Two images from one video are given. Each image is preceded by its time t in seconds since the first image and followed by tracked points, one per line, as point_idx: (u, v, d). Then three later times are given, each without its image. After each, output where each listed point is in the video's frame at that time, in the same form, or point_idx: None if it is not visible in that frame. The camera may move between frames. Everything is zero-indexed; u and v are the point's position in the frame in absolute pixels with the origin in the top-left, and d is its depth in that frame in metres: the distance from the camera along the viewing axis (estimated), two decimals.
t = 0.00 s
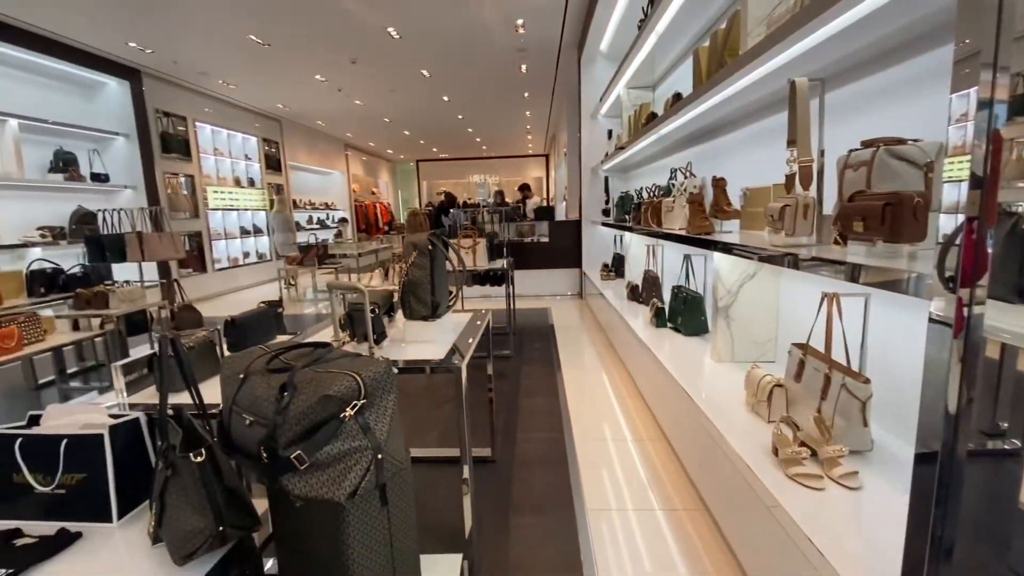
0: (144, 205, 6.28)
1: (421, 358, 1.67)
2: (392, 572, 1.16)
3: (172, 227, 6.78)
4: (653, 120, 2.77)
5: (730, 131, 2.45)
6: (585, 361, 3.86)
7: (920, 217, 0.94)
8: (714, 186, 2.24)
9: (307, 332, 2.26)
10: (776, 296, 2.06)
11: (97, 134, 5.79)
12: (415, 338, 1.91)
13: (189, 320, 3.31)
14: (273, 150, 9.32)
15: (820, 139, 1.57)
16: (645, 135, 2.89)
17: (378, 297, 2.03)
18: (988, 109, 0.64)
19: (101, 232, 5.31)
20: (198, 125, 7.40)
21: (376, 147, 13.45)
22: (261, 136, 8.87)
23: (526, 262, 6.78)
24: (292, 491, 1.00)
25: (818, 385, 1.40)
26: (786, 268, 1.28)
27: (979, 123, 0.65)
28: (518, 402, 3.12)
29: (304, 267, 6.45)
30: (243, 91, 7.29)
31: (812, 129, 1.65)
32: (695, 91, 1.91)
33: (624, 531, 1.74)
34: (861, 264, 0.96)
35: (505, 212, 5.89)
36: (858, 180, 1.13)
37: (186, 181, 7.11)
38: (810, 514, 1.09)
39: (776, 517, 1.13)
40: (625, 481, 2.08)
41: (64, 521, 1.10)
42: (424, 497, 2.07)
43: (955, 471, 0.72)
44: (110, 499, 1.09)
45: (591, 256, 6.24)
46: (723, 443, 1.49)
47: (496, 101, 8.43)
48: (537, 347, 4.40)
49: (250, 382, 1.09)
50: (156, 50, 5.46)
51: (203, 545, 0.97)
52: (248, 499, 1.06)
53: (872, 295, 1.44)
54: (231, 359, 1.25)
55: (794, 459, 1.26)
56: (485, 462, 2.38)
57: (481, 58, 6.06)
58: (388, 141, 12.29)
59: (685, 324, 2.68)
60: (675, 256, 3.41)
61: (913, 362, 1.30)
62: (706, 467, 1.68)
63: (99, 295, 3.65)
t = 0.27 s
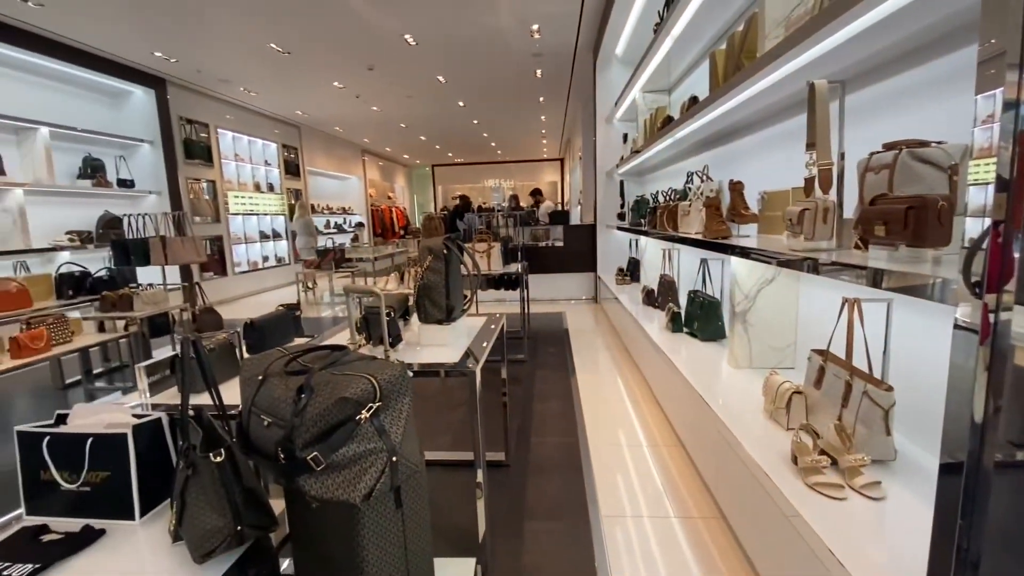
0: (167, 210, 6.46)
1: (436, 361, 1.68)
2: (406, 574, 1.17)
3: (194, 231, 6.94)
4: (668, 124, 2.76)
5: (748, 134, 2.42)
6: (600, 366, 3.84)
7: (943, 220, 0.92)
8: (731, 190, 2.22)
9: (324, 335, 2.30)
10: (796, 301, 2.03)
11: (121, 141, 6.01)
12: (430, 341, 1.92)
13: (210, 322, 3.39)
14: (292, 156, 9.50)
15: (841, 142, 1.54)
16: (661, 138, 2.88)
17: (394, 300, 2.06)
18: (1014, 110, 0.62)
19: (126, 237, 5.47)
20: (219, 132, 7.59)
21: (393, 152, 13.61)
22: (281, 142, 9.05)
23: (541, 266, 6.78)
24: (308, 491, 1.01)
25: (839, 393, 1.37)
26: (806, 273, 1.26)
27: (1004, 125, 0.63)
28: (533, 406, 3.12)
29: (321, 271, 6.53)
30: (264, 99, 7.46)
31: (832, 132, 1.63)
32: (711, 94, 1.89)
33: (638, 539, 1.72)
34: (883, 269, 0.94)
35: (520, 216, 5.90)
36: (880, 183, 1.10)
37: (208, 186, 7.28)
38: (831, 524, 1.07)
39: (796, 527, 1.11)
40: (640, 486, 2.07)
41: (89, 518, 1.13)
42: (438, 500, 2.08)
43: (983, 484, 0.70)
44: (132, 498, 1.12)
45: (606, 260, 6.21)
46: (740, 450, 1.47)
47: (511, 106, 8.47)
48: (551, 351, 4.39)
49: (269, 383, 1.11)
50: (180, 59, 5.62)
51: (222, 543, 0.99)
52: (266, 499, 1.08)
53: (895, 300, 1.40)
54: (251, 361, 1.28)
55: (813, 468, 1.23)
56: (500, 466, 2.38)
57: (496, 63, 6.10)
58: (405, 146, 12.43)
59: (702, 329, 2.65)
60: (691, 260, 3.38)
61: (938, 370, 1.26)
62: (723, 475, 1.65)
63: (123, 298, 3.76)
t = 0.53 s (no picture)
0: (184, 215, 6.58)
1: (446, 365, 1.69)
2: None
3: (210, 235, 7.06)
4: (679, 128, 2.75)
5: (760, 137, 2.40)
6: (611, 370, 3.82)
7: (959, 224, 0.91)
8: (743, 194, 2.20)
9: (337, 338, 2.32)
10: (809, 306, 2.00)
11: (140, 147, 6.14)
12: (441, 345, 1.93)
13: (225, 325, 3.44)
14: (305, 161, 9.63)
15: (855, 146, 1.53)
16: (672, 142, 2.87)
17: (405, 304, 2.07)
18: None
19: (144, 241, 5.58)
20: (235, 138, 7.72)
21: (405, 157, 13.73)
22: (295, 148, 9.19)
23: (551, 270, 6.78)
24: (320, 493, 1.02)
25: (853, 399, 1.35)
26: (820, 277, 1.25)
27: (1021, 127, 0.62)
28: (543, 411, 3.11)
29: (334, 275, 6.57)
30: (279, 105, 7.58)
31: (846, 136, 1.61)
32: (722, 98, 1.89)
33: (649, 545, 1.71)
34: (899, 274, 0.93)
35: (530, 220, 5.91)
36: (895, 187, 1.09)
37: (223, 191, 7.41)
38: (845, 533, 1.05)
39: (809, 535, 1.09)
40: (651, 492, 2.05)
41: (106, 517, 1.15)
42: (448, 504, 2.08)
43: (1003, 493, 0.69)
44: (148, 498, 1.15)
45: (617, 265, 6.18)
46: (753, 457, 1.45)
47: (522, 110, 8.50)
48: (561, 355, 4.38)
49: (282, 386, 1.13)
50: (197, 67, 5.74)
51: (235, 543, 1.00)
52: (278, 500, 1.09)
53: (911, 305, 1.38)
54: (265, 364, 1.30)
55: (827, 475, 1.21)
56: (509, 470, 2.38)
57: (507, 68, 6.14)
58: (416, 151, 12.53)
59: (713, 334, 2.63)
60: (703, 265, 3.35)
61: (956, 377, 1.24)
62: (735, 482, 1.63)
63: (140, 301, 3.82)
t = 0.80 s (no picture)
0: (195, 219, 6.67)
1: (454, 369, 1.69)
2: None
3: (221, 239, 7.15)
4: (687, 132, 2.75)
5: (769, 140, 2.39)
6: (618, 375, 3.80)
7: (972, 229, 0.90)
8: (752, 198, 2.19)
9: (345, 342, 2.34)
10: (819, 310, 1.98)
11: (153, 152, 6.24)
12: (448, 348, 1.94)
13: (235, 328, 3.48)
14: (315, 165, 9.72)
15: (865, 149, 1.52)
16: (680, 146, 2.87)
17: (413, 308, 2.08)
18: None
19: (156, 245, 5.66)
20: (245, 143, 7.82)
21: (413, 161, 13.81)
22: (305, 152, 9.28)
23: (559, 274, 6.77)
24: (328, 495, 1.03)
25: (864, 405, 1.34)
26: (830, 282, 1.24)
27: None
28: (550, 415, 3.10)
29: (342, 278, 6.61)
30: (289, 110, 7.67)
31: (856, 139, 1.60)
32: (731, 102, 1.88)
33: (657, 552, 1.69)
34: (911, 278, 0.92)
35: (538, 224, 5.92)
36: (905, 191, 1.08)
37: (234, 196, 7.50)
38: (856, 541, 1.03)
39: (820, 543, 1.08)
40: (658, 498, 2.03)
41: (117, 518, 1.16)
42: (455, 508, 2.08)
43: (1018, 502, 0.67)
44: (158, 500, 1.16)
45: (625, 268, 6.16)
46: (762, 463, 1.43)
47: (529, 114, 8.53)
48: (569, 359, 4.37)
49: (290, 389, 1.14)
50: (210, 73, 5.83)
51: (243, 546, 1.01)
52: (286, 502, 1.10)
53: (923, 310, 1.36)
54: (274, 367, 1.31)
55: (838, 482, 1.20)
56: (516, 475, 2.38)
57: (514, 73, 6.16)
58: (424, 155, 12.61)
59: (722, 338, 2.61)
60: (711, 269, 3.33)
61: (969, 382, 1.22)
62: (744, 488, 1.62)
63: (153, 304, 3.95)
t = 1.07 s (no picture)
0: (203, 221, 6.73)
1: (458, 371, 1.69)
2: None
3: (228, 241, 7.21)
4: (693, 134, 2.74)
5: (776, 143, 2.38)
6: (624, 378, 3.79)
7: (980, 232, 0.89)
8: (758, 200, 2.18)
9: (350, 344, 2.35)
10: (826, 314, 1.97)
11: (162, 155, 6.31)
12: (453, 351, 1.94)
13: (241, 329, 3.50)
14: (321, 168, 9.78)
15: (872, 152, 1.51)
16: (685, 148, 2.86)
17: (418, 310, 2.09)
18: None
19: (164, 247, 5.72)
20: (253, 146, 7.88)
21: (419, 164, 13.86)
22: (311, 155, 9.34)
23: (564, 276, 6.77)
24: (333, 496, 1.04)
25: (872, 409, 1.32)
26: (837, 285, 1.23)
27: None
28: (555, 418, 3.09)
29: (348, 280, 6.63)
30: (296, 113, 7.73)
31: (863, 142, 1.59)
32: (736, 104, 1.88)
33: (662, 556, 1.68)
34: (918, 282, 0.92)
35: (543, 226, 5.92)
36: (912, 194, 1.08)
37: (241, 198, 7.56)
38: (863, 546, 1.03)
39: (826, 548, 1.07)
40: (664, 502, 2.02)
41: (126, 518, 1.18)
42: (459, 511, 2.08)
43: None
44: (166, 500, 1.17)
45: (630, 271, 6.14)
46: (768, 467, 1.43)
47: (535, 117, 8.55)
48: (574, 362, 4.36)
49: (297, 391, 1.15)
50: (218, 77, 5.89)
51: (249, 546, 1.02)
52: (292, 503, 1.11)
53: (931, 314, 1.35)
54: (280, 369, 1.32)
55: (845, 487, 1.19)
56: (521, 477, 2.37)
57: (520, 76, 6.18)
58: (430, 158, 12.66)
59: (728, 341, 2.60)
60: (717, 271, 3.32)
61: (978, 387, 1.21)
62: (750, 492, 1.61)
63: (162, 305, 4.01)
